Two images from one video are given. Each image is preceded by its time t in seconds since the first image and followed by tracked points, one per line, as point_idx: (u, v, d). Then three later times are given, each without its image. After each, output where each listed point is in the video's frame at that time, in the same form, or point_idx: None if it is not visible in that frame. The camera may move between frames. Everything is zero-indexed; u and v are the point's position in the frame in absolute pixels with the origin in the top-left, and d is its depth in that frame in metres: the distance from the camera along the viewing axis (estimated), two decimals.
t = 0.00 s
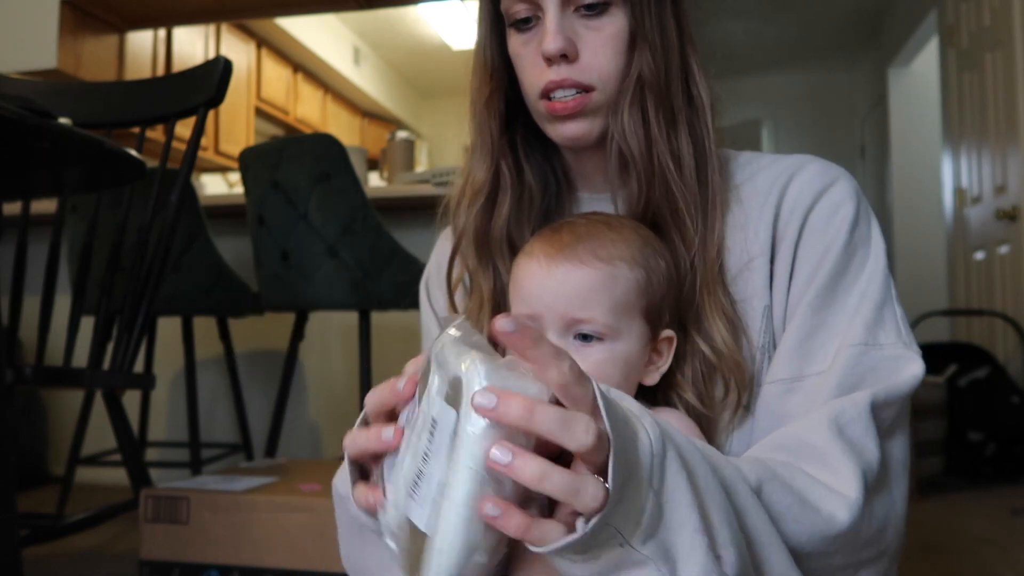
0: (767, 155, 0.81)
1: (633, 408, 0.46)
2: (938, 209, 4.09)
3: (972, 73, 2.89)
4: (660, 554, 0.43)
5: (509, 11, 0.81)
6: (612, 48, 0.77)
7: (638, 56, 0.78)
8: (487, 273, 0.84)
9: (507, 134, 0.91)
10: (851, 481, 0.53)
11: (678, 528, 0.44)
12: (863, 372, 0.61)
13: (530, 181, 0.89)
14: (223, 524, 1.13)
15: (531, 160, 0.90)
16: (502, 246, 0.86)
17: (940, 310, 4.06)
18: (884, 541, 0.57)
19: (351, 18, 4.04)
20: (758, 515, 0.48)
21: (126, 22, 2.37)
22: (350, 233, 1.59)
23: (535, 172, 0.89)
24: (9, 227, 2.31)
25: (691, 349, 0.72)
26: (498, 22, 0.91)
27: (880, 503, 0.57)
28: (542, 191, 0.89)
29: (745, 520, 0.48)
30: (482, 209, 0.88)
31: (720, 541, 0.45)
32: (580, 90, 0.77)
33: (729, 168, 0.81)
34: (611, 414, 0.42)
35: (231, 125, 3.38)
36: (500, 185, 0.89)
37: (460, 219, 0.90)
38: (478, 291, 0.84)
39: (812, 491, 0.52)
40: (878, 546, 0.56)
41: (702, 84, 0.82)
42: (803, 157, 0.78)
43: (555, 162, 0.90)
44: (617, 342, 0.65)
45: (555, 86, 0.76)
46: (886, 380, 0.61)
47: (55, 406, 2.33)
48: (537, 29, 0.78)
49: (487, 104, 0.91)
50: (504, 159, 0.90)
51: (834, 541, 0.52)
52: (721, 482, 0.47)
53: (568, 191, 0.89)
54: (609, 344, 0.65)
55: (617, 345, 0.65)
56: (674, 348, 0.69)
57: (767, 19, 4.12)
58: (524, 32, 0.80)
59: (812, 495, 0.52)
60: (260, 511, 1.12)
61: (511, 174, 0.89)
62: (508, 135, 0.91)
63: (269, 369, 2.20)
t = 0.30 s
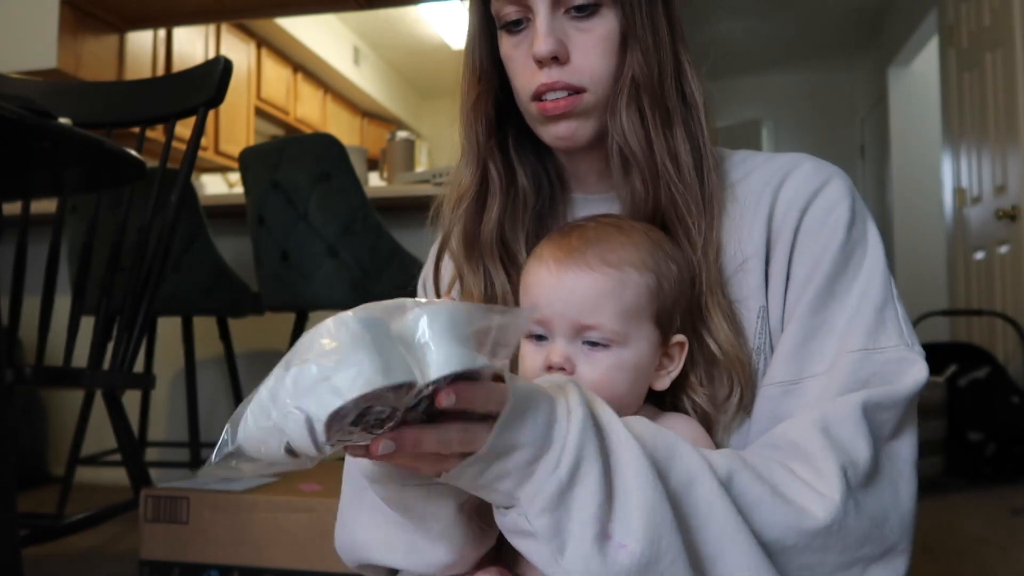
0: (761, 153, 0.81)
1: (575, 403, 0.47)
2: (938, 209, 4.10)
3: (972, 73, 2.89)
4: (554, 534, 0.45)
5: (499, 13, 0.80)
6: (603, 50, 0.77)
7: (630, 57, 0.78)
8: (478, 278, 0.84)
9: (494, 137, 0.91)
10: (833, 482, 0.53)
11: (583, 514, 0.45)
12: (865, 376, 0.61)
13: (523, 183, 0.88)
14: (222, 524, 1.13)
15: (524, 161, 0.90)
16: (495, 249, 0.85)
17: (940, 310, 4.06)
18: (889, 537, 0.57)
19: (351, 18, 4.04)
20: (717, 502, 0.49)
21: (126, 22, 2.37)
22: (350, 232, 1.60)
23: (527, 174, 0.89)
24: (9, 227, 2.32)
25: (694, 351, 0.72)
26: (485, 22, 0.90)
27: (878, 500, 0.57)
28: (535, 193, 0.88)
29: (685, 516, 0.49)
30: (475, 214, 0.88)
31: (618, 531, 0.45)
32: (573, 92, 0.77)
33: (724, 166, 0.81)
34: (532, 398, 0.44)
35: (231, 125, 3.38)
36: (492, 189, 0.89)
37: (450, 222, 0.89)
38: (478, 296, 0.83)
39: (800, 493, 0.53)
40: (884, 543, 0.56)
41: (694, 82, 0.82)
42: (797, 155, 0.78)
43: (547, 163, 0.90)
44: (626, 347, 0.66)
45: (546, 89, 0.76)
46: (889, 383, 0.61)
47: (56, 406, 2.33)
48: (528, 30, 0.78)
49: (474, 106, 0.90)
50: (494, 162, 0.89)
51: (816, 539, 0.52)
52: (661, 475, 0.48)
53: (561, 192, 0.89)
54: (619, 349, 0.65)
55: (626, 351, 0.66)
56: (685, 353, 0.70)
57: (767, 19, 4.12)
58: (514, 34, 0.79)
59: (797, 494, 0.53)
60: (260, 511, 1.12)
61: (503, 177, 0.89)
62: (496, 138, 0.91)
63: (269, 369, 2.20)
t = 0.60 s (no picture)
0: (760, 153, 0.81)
1: (623, 434, 0.44)
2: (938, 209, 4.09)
3: (971, 73, 2.89)
4: None
5: (503, 11, 0.80)
6: (608, 48, 0.76)
7: (634, 57, 0.78)
8: (478, 279, 0.85)
9: (494, 137, 0.90)
10: (846, 490, 0.53)
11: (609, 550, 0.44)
12: (867, 378, 0.61)
13: (522, 183, 0.88)
14: (223, 524, 1.13)
15: (524, 161, 0.90)
16: (494, 250, 0.86)
17: (941, 310, 4.06)
18: (894, 541, 0.57)
19: (351, 18, 4.04)
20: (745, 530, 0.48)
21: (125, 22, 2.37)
22: (350, 233, 1.60)
23: (528, 174, 0.89)
24: (9, 227, 2.32)
25: (695, 350, 0.72)
26: (487, 21, 0.90)
27: (883, 502, 0.56)
28: (535, 192, 0.88)
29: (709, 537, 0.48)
30: (475, 214, 0.88)
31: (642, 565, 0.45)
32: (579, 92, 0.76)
33: (723, 166, 0.81)
34: (588, 448, 0.41)
35: (231, 125, 3.38)
36: (492, 189, 0.89)
37: (451, 221, 0.89)
38: (479, 297, 0.83)
39: (808, 500, 0.53)
40: (889, 546, 0.56)
41: (695, 83, 0.82)
42: (796, 154, 0.78)
43: (545, 162, 0.90)
44: (627, 342, 0.66)
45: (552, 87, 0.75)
46: (889, 383, 0.60)
47: (55, 406, 2.33)
48: (533, 27, 0.77)
49: (475, 104, 0.90)
50: (495, 162, 0.90)
51: (829, 549, 0.52)
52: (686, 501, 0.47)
53: (560, 192, 0.89)
54: (620, 344, 0.65)
55: (627, 345, 0.66)
56: (686, 352, 0.70)
57: (767, 19, 4.12)
58: (519, 31, 0.79)
59: (805, 501, 0.53)
60: (260, 511, 1.12)
61: (504, 178, 0.89)
62: (497, 137, 0.91)
63: (269, 369, 2.20)
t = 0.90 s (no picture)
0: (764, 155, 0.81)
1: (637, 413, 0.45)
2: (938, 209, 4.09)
3: (972, 73, 2.89)
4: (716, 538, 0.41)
5: (505, 12, 0.79)
6: (611, 50, 0.76)
7: (637, 60, 0.78)
8: (484, 281, 0.85)
9: (499, 137, 0.90)
10: (848, 490, 0.53)
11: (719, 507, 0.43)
12: (871, 384, 0.61)
13: (526, 183, 0.88)
14: (222, 524, 1.13)
15: (527, 161, 0.90)
16: (500, 251, 0.86)
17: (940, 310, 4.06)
18: (896, 539, 0.57)
19: (351, 18, 4.04)
20: (776, 507, 0.47)
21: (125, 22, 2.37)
22: (350, 233, 1.60)
23: (531, 174, 0.89)
24: (9, 227, 2.32)
25: (697, 349, 0.72)
26: (489, 20, 0.89)
27: (882, 503, 0.56)
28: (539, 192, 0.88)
29: (770, 520, 0.47)
30: (480, 214, 0.88)
31: (745, 523, 0.44)
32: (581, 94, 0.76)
33: (726, 168, 0.81)
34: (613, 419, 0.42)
35: (231, 125, 3.38)
36: (497, 190, 0.88)
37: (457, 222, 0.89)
38: (485, 302, 0.84)
39: (819, 495, 0.52)
40: (891, 544, 0.56)
41: (698, 84, 0.82)
42: (800, 157, 0.78)
43: (548, 162, 0.90)
44: (629, 343, 0.66)
45: (554, 90, 0.75)
46: (893, 392, 0.61)
47: (55, 406, 2.33)
48: (535, 29, 0.77)
49: (479, 105, 0.89)
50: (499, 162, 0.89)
51: (843, 543, 0.52)
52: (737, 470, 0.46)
53: (562, 193, 0.89)
54: (621, 344, 0.66)
55: (629, 345, 0.66)
56: (688, 354, 0.69)
57: (767, 19, 4.12)
58: (521, 32, 0.79)
59: (818, 497, 0.52)
60: (260, 512, 1.12)
61: (508, 178, 0.88)
62: (503, 138, 0.90)
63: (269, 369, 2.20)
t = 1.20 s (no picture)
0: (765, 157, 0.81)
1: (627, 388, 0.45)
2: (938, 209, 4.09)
3: (972, 73, 2.89)
4: (697, 506, 0.41)
5: (510, 14, 0.79)
6: (614, 53, 0.76)
7: (641, 62, 0.78)
8: (487, 281, 0.85)
9: (503, 138, 0.90)
10: (836, 481, 0.53)
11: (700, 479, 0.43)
12: (861, 377, 0.61)
13: (528, 183, 0.88)
14: (223, 524, 1.13)
15: (529, 161, 0.90)
16: (501, 252, 0.86)
17: (941, 310, 4.06)
18: (883, 532, 0.56)
19: (351, 18, 4.04)
20: (755, 489, 0.48)
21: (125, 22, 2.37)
22: (350, 233, 1.60)
23: (533, 173, 0.89)
24: (9, 228, 2.32)
25: (694, 349, 0.72)
26: (493, 21, 0.89)
27: (873, 496, 0.56)
28: (540, 193, 0.88)
29: (747, 502, 0.47)
30: (481, 215, 0.88)
31: (724, 496, 0.44)
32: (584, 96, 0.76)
33: (728, 170, 0.81)
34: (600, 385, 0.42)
35: (231, 125, 3.38)
36: (499, 191, 0.89)
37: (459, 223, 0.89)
38: (484, 304, 0.84)
39: (805, 485, 0.53)
40: (877, 536, 0.56)
41: (701, 86, 0.82)
42: (801, 158, 0.78)
43: (551, 163, 0.90)
44: (617, 350, 0.67)
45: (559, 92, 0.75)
46: (884, 386, 0.60)
47: (55, 406, 2.33)
48: (541, 31, 0.77)
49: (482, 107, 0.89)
50: (501, 162, 0.89)
51: (826, 530, 0.52)
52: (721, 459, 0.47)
53: (565, 193, 0.89)
54: (609, 352, 0.67)
55: (617, 353, 0.67)
56: (681, 357, 0.70)
57: (767, 19, 4.12)
58: (527, 34, 0.79)
59: (803, 487, 0.52)
60: (260, 512, 1.12)
61: (510, 179, 0.88)
62: (506, 139, 0.90)
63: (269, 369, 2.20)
